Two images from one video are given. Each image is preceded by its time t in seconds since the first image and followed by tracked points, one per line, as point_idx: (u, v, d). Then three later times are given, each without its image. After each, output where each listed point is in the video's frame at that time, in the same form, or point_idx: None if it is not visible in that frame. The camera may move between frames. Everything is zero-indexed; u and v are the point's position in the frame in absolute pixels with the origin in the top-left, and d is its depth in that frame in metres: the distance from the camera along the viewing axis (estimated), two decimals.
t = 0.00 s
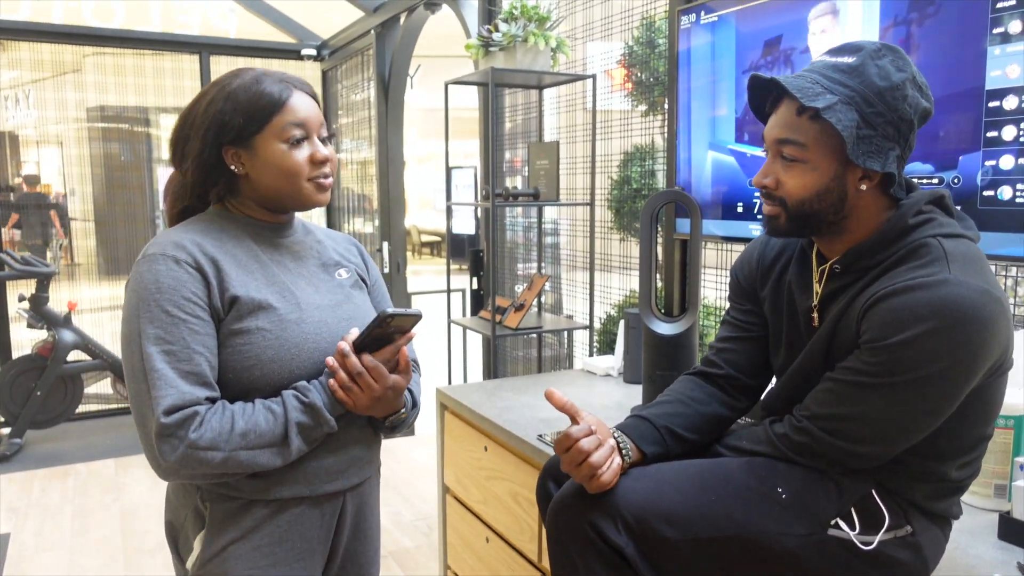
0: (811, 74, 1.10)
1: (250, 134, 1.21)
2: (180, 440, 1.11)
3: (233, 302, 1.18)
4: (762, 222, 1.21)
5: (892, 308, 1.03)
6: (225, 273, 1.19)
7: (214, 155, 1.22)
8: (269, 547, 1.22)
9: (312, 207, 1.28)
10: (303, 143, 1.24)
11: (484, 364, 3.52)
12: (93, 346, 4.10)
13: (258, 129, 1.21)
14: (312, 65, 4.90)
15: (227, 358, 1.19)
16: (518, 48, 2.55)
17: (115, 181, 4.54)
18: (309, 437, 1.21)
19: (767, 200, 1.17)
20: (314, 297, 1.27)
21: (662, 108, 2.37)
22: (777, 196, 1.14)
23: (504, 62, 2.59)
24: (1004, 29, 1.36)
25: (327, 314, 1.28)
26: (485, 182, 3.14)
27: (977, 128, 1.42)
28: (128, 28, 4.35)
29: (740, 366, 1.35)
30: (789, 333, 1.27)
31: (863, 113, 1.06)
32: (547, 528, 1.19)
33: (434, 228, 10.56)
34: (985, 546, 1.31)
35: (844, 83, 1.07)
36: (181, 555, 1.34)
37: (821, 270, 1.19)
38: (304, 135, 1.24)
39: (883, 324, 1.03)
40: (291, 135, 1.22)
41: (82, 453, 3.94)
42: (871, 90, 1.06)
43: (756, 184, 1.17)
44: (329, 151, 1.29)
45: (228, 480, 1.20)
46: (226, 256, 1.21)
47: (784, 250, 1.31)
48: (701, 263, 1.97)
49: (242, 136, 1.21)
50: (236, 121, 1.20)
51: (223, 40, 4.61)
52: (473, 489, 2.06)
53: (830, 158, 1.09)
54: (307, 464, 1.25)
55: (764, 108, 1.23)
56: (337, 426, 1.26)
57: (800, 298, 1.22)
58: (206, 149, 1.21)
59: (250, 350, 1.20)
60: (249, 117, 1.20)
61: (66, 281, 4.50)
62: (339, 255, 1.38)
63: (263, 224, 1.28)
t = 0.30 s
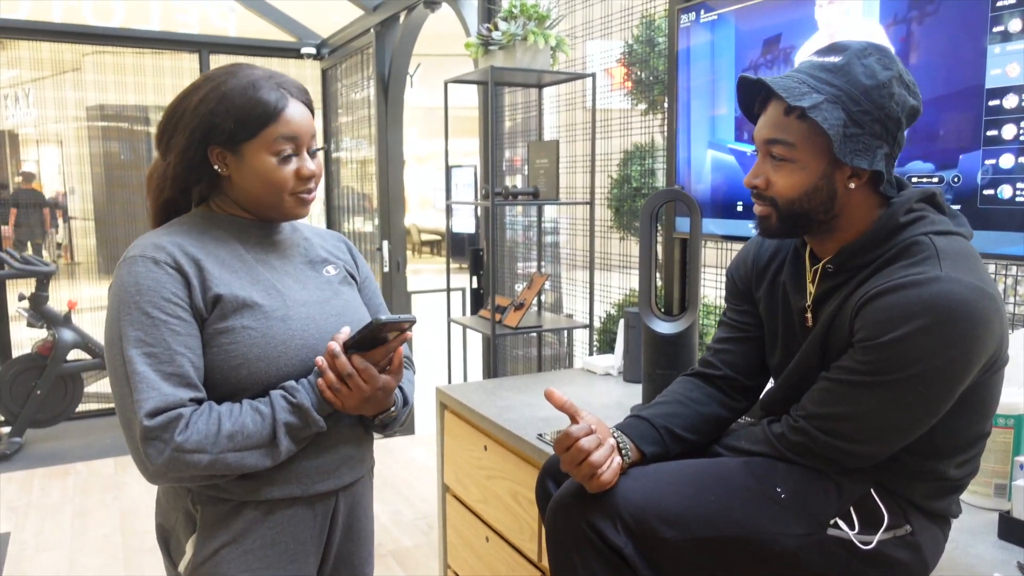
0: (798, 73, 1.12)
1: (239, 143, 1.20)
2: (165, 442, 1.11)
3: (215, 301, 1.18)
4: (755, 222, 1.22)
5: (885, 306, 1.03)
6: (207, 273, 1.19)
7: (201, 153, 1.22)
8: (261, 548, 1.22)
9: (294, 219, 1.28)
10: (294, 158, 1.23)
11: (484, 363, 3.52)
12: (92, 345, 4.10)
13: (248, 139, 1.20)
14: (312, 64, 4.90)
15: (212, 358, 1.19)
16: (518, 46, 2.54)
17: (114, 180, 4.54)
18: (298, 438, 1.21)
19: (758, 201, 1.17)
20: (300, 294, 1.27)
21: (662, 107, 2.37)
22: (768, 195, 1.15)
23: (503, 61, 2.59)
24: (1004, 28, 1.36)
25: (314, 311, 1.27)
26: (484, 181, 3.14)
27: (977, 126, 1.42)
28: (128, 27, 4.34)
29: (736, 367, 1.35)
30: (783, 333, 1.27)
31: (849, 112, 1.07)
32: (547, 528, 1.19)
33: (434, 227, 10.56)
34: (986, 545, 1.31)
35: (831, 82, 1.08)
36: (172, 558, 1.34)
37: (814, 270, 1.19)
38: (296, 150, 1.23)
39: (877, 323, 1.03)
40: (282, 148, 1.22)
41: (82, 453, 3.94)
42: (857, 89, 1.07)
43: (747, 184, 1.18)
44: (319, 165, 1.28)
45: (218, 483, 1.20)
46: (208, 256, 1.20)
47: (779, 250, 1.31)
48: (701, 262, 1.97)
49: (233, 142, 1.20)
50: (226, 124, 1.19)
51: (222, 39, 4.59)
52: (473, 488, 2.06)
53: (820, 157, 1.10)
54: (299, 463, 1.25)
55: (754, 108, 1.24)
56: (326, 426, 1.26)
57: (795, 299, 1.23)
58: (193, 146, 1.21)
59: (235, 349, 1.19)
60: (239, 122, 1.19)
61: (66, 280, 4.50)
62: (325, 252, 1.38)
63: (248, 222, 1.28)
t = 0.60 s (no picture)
0: (793, 78, 1.12)
1: (224, 135, 1.21)
2: (155, 448, 1.11)
3: (205, 306, 1.18)
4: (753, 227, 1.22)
5: (886, 310, 1.03)
6: (199, 277, 1.19)
7: (188, 152, 1.22)
8: (251, 550, 1.23)
9: (284, 211, 1.29)
10: (280, 146, 1.24)
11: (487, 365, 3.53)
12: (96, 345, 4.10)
13: (233, 130, 1.21)
14: (316, 65, 4.92)
15: (201, 362, 1.19)
16: (522, 48, 2.54)
17: (119, 180, 4.55)
18: (289, 442, 1.21)
19: (754, 205, 1.18)
20: (292, 298, 1.28)
21: (666, 109, 2.37)
22: (763, 199, 1.16)
23: (507, 62, 2.59)
24: (1010, 30, 1.36)
25: (305, 315, 1.28)
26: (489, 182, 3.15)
27: (982, 129, 1.42)
28: (133, 27, 4.35)
29: (736, 371, 1.34)
30: (783, 337, 1.27)
31: (843, 115, 1.07)
32: (547, 531, 1.19)
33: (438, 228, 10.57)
34: (989, 549, 1.30)
35: (824, 85, 1.08)
36: (161, 558, 1.34)
37: (813, 273, 1.19)
38: (281, 138, 1.24)
39: (879, 327, 1.03)
40: (268, 138, 1.23)
41: (85, 452, 3.95)
42: (851, 92, 1.07)
43: (743, 187, 1.19)
44: (305, 153, 1.29)
45: (208, 487, 1.20)
46: (200, 260, 1.20)
47: (777, 254, 1.31)
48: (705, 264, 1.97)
49: (216, 136, 1.21)
50: (210, 120, 1.20)
51: (227, 40, 4.59)
52: (475, 489, 2.06)
53: (813, 161, 1.10)
54: (291, 465, 1.25)
55: (750, 112, 1.25)
56: (317, 431, 1.26)
57: (793, 303, 1.22)
58: (178, 144, 1.21)
59: (225, 354, 1.20)
60: (223, 116, 1.20)
61: (71, 280, 4.51)
62: (318, 254, 1.38)
63: (238, 222, 1.28)
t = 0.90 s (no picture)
0: (789, 75, 1.12)
1: (207, 133, 1.20)
2: (144, 450, 1.11)
3: (192, 308, 1.18)
4: (750, 226, 1.22)
5: (881, 306, 1.03)
6: (185, 278, 1.18)
7: (171, 151, 1.22)
8: (240, 548, 1.23)
9: (269, 209, 1.28)
10: (264, 144, 1.23)
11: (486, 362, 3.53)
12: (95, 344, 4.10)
13: (216, 129, 1.21)
14: (315, 63, 4.91)
15: (188, 365, 1.19)
16: (520, 45, 2.54)
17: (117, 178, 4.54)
18: (278, 443, 1.21)
19: (751, 203, 1.18)
20: (279, 298, 1.28)
21: (664, 105, 2.37)
22: (760, 196, 1.16)
23: (506, 59, 2.58)
24: (1008, 26, 1.35)
25: (293, 316, 1.28)
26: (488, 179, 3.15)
27: (980, 125, 1.41)
28: (131, 25, 4.33)
29: (735, 367, 1.34)
30: (782, 333, 1.27)
31: (839, 112, 1.07)
32: (546, 529, 1.19)
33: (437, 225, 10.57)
34: (988, 545, 1.30)
35: (819, 82, 1.08)
36: (150, 555, 1.34)
37: (811, 270, 1.19)
38: (266, 137, 1.23)
39: (874, 322, 1.03)
40: (251, 137, 1.22)
41: (84, 451, 3.95)
42: (846, 88, 1.07)
43: (740, 185, 1.19)
44: (292, 152, 1.28)
45: (198, 487, 1.20)
46: (187, 261, 1.20)
47: (776, 249, 1.31)
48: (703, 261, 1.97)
49: (200, 134, 1.21)
50: (193, 119, 1.20)
51: (225, 38, 4.58)
52: (474, 486, 2.06)
53: (811, 157, 1.10)
54: (283, 464, 1.26)
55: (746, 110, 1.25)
56: (307, 430, 1.26)
57: (792, 299, 1.22)
58: (163, 143, 1.21)
59: (213, 356, 1.20)
60: (206, 116, 1.20)
61: (70, 278, 4.51)
62: (305, 252, 1.38)
63: (224, 223, 1.28)
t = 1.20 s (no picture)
0: (789, 73, 1.12)
1: (203, 133, 1.20)
2: (135, 449, 1.11)
3: (183, 307, 1.18)
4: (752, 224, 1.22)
5: (884, 303, 1.03)
6: (176, 277, 1.18)
7: (166, 148, 1.22)
8: (234, 545, 1.23)
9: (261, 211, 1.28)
10: (260, 147, 1.23)
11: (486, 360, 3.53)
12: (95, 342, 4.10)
13: (212, 130, 1.20)
14: (315, 61, 4.91)
15: (179, 363, 1.19)
16: (520, 42, 2.54)
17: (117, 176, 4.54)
18: (270, 441, 1.21)
19: (752, 201, 1.18)
20: (271, 296, 1.28)
21: (664, 103, 2.37)
22: (762, 195, 1.16)
23: (505, 57, 2.58)
24: (1008, 23, 1.35)
25: (285, 313, 1.28)
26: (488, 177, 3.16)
27: (980, 123, 1.41)
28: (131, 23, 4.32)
29: (737, 365, 1.34)
30: (784, 332, 1.27)
31: (840, 108, 1.07)
32: (546, 527, 1.19)
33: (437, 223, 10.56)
34: (988, 543, 1.30)
35: (820, 79, 1.08)
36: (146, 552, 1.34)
37: (813, 268, 1.19)
38: (262, 140, 1.23)
39: (876, 320, 1.03)
40: (248, 140, 1.22)
41: (84, 449, 3.95)
42: (846, 85, 1.07)
43: (741, 185, 1.19)
44: (287, 156, 1.28)
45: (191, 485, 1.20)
46: (178, 259, 1.20)
47: (778, 247, 1.31)
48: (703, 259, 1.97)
49: (195, 134, 1.20)
50: (189, 118, 1.19)
51: (225, 36, 4.57)
52: (474, 484, 2.06)
53: (812, 155, 1.10)
54: (278, 462, 1.26)
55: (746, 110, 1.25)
56: (299, 428, 1.26)
57: (794, 297, 1.22)
58: (158, 141, 1.21)
59: (204, 354, 1.20)
60: (203, 116, 1.19)
61: (70, 276, 4.50)
62: (298, 249, 1.38)
63: (217, 223, 1.28)
